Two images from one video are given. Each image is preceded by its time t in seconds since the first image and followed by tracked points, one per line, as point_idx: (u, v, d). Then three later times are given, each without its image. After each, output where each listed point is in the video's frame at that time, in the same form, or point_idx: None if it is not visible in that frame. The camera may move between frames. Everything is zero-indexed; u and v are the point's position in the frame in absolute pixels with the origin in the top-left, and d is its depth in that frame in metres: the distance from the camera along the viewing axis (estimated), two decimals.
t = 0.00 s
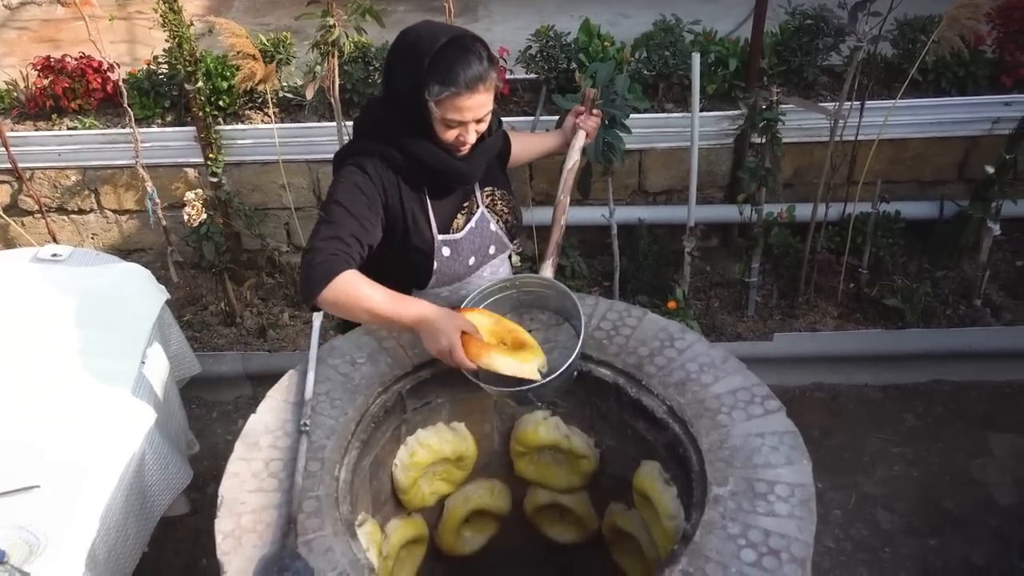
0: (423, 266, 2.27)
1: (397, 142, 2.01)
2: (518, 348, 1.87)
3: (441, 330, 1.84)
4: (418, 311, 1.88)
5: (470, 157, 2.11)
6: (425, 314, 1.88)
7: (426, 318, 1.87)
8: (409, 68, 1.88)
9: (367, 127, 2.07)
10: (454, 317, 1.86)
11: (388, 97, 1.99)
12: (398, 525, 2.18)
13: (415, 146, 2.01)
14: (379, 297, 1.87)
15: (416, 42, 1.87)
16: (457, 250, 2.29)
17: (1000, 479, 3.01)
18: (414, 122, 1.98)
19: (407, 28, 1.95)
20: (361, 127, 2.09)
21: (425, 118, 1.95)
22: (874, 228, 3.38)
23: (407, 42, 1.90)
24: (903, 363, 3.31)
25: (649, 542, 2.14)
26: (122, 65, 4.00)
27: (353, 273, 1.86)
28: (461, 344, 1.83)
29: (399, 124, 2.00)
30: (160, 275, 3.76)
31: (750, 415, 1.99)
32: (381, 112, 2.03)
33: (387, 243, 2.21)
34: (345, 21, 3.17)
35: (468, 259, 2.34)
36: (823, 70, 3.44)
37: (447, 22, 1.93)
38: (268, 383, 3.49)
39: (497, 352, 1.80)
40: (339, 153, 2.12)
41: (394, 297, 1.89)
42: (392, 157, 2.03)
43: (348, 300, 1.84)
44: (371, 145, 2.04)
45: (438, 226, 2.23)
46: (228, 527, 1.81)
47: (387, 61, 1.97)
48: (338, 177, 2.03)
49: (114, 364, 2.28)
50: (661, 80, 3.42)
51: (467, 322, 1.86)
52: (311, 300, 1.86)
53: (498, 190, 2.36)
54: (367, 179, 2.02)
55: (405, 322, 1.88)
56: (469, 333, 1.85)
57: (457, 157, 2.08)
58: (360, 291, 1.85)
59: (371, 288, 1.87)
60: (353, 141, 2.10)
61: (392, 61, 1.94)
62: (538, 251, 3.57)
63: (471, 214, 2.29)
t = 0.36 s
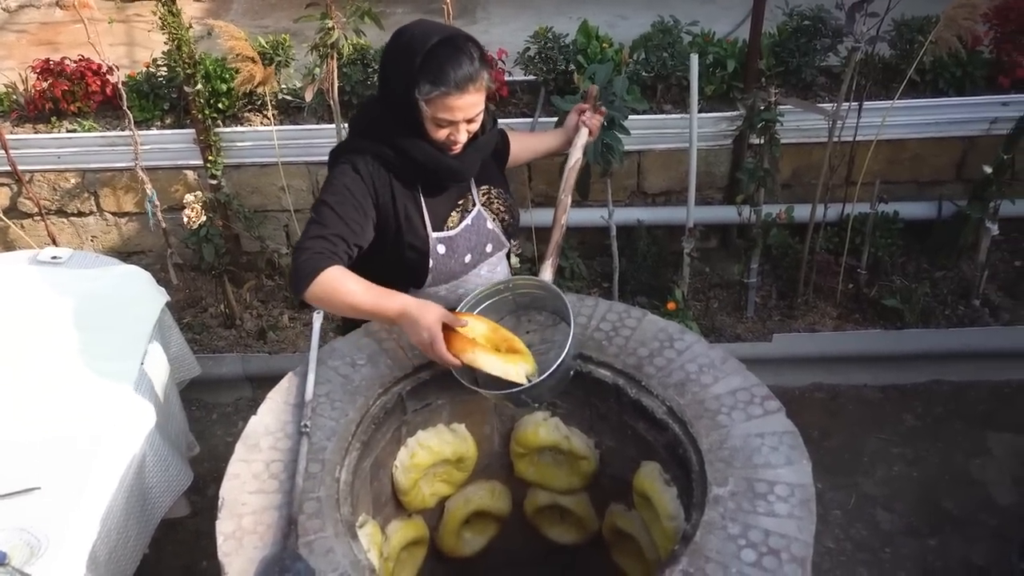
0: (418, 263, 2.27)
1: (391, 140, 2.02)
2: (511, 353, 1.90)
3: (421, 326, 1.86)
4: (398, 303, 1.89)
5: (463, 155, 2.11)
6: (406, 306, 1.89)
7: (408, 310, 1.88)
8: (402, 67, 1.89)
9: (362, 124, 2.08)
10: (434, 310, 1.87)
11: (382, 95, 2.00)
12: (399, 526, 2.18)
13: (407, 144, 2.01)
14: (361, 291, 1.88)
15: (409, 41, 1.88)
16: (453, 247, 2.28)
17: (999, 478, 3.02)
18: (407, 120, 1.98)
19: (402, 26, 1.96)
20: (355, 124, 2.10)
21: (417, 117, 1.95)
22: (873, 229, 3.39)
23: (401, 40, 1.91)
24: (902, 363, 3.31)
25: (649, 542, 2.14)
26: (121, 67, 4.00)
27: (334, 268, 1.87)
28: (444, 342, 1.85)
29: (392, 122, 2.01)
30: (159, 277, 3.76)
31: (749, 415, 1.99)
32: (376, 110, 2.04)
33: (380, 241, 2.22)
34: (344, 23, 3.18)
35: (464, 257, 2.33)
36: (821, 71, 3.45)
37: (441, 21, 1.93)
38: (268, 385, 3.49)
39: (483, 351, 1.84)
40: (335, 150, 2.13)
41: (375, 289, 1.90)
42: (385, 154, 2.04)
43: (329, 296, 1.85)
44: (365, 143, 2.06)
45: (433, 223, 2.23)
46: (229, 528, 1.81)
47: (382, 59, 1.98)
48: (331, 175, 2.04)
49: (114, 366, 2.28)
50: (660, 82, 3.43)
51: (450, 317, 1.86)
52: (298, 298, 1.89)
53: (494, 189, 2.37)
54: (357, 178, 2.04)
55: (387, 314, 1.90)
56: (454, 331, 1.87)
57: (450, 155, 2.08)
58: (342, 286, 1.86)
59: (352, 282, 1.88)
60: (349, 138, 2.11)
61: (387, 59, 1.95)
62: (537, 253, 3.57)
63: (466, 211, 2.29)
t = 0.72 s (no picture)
0: (419, 266, 2.27)
1: (390, 143, 2.03)
2: (513, 356, 1.89)
3: (414, 330, 1.90)
4: (393, 307, 1.93)
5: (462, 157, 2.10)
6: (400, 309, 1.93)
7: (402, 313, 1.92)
8: (400, 71, 1.90)
9: (362, 127, 2.08)
10: (427, 315, 1.91)
11: (381, 98, 2.01)
12: (401, 532, 2.18)
13: (406, 147, 2.02)
14: (356, 295, 1.92)
15: (406, 44, 1.89)
16: (454, 249, 2.28)
17: (1003, 483, 3.01)
18: (405, 123, 1.99)
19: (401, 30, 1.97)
20: (355, 128, 2.11)
21: (415, 120, 1.96)
22: (875, 233, 3.38)
23: (399, 44, 1.92)
24: (905, 368, 3.31)
25: (651, 547, 2.14)
26: (124, 74, 4.02)
27: (330, 272, 1.92)
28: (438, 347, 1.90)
29: (391, 125, 2.01)
30: (162, 283, 3.77)
31: (752, 420, 1.99)
32: (376, 113, 2.04)
33: (381, 244, 2.22)
34: (346, 30, 3.18)
35: (465, 259, 2.32)
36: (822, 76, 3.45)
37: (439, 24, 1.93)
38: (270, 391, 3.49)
39: (481, 359, 1.84)
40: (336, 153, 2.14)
41: (371, 293, 1.94)
42: (384, 158, 2.05)
43: (325, 301, 1.90)
44: (365, 146, 2.07)
45: (433, 226, 2.23)
46: (231, 534, 1.81)
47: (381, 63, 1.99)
48: (330, 180, 2.06)
49: (117, 371, 2.29)
50: (662, 87, 3.43)
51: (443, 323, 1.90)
52: (297, 302, 1.93)
53: (494, 193, 2.38)
54: (355, 182, 2.05)
55: (381, 317, 1.94)
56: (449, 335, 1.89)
57: (450, 157, 2.07)
58: (337, 289, 1.90)
59: (348, 285, 1.92)
60: (349, 141, 2.12)
61: (385, 63, 1.96)
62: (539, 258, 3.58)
63: (467, 214, 2.30)
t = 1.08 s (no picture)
0: (420, 267, 2.27)
1: (390, 145, 2.03)
2: (518, 354, 1.87)
3: (417, 323, 1.91)
4: (396, 302, 1.94)
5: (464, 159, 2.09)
6: (404, 306, 1.94)
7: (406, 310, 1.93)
8: (399, 73, 1.90)
9: (362, 130, 2.08)
10: (430, 308, 1.92)
11: (381, 100, 2.01)
12: (405, 535, 2.16)
13: (406, 149, 2.02)
14: (361, 294, 1.94)
15: (405, 47, 1.88)
16: (455, 251, 2.29)
17: (1008, 486, 3.00)
18: (405, 125, 1.99)
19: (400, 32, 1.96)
20: (356, 130, 2.11)
21: (415, 122, 1.96)
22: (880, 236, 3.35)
23: (399, 46, 1.91)
24: (910, 371, 3.30)
25: (654, 549, 2.15)
26: (129, 78, 4.03)
27: (335, 275, 1.93)
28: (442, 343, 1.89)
29: (391, 127, 2.01)
30: (167, 286, 3.77)
31: (756, 423, 1.99)
32: (376, 115, 2.04)
33: (382, 246, 2.22)
34: (350, 33, 3.19)
35: (466, 261, 2.33)
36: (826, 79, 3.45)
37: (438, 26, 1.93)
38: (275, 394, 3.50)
39: (485, 356, 1.82)
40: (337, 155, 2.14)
41: (375, 291, 1.96)
42: (385, 160, 2.05)
43: (330, 304, 1.91)
44: (365, 149, 2.06)
45: (434, 228, 2.23)
46: (236, 536, 1.81)
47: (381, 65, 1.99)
48: (330, 183, 2.06)
49: (121, 373, 2.30)
50: (665, 90, 3.44)
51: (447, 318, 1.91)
52: (301, 306, 1.95)
53: (495, 194, 2.38)
54: (356, 186, 2.04)
55: (385, 315, 1.95)
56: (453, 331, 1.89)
57: (450, 159, 2.07)
58: (342, 291, 1.92)
59: (352, 287, 1.93)
60: (350, 143, 2.12)
61: (384, 65, 1.96)
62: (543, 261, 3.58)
63: (468, 215, 2.30)
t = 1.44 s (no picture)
0: (425, 267, 2.27)
1: (396, 144, 2.04)
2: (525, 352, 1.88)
3: (428, 326, 1.92)
4: (406, 304, 1.95)
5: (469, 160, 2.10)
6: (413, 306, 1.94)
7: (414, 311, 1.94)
8: (404, 74, 1.90)
9: (366, 128, 2.09)
10: (440, 311, 1.93)
11: (386, 101, 2.01)
12: (411, 534, 2.17)
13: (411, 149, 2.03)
14: (370, 296, 1.94)
15: (410, 47, 1.89)
16: (461, 250, 2.29)
17: (1017, 488, 2.99)
18: (410, 125, 2.00)
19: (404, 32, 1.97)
20: (360, 130, 2.11)
21: (420, 123, 1.97)
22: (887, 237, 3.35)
23: (403, 47, 1.92)
24: (917, 372, 3.29)
25: (661, 548, 2.15)
26: (137, 79, 4.05)
27: (342, 276, 1.93)
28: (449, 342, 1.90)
29: (397, 128, 2.02)
30: (174, 287, 3.79)
31: (762, 423, 1.99)
32: (381, 115, 2.05)
33: (387, 246, 2.23)
34: (357, 35, 3.19)
35: (472, 261, 2.34)
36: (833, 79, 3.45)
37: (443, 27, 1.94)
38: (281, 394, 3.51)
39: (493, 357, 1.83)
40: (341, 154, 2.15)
41: (384, 292, 1.96)
42: (390, 160, 2.06)
43: (338, 304, 1.91)
44: (370, 148, 2.07)
45: (438, 227, 2.24)
46: (243, 535, 1.82)
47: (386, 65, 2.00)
48: (336, 183, 2.06)
49: (128, 373, 2.31)
50: (672, 90, 3.44)
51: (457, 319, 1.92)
52: (311, 306, 1.96)
53: (500, 194, 2.38)
54: (362, 187, 2.05)
55: (394, 316, 1.95)
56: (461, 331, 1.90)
57: (454, 159, 2.08)
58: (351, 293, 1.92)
59: (361, 288, 1.94)
60: (354, 142, 2.12)
61: (389, 65, 1.97)
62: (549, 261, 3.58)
63: (473, 216, 2.31)
